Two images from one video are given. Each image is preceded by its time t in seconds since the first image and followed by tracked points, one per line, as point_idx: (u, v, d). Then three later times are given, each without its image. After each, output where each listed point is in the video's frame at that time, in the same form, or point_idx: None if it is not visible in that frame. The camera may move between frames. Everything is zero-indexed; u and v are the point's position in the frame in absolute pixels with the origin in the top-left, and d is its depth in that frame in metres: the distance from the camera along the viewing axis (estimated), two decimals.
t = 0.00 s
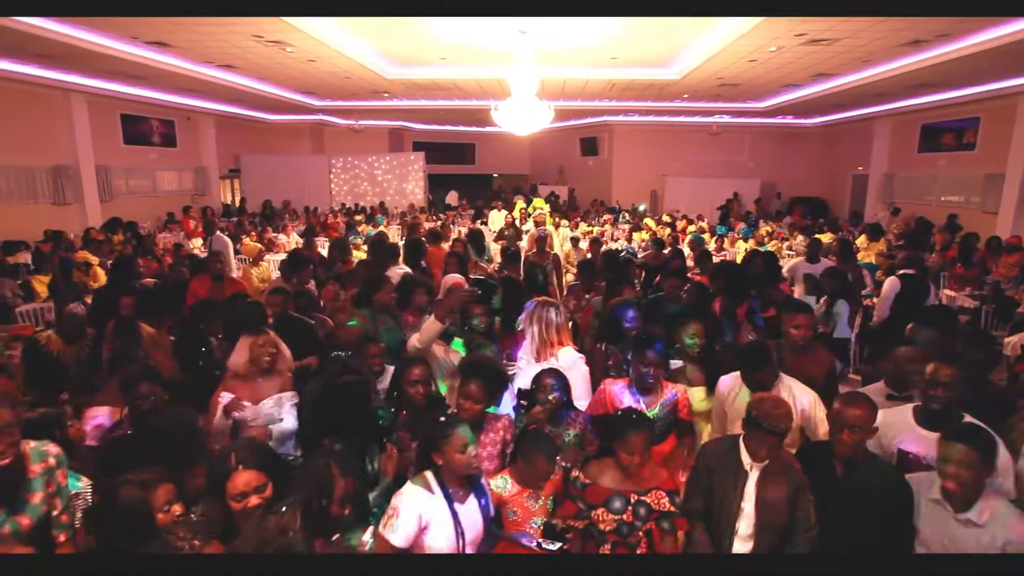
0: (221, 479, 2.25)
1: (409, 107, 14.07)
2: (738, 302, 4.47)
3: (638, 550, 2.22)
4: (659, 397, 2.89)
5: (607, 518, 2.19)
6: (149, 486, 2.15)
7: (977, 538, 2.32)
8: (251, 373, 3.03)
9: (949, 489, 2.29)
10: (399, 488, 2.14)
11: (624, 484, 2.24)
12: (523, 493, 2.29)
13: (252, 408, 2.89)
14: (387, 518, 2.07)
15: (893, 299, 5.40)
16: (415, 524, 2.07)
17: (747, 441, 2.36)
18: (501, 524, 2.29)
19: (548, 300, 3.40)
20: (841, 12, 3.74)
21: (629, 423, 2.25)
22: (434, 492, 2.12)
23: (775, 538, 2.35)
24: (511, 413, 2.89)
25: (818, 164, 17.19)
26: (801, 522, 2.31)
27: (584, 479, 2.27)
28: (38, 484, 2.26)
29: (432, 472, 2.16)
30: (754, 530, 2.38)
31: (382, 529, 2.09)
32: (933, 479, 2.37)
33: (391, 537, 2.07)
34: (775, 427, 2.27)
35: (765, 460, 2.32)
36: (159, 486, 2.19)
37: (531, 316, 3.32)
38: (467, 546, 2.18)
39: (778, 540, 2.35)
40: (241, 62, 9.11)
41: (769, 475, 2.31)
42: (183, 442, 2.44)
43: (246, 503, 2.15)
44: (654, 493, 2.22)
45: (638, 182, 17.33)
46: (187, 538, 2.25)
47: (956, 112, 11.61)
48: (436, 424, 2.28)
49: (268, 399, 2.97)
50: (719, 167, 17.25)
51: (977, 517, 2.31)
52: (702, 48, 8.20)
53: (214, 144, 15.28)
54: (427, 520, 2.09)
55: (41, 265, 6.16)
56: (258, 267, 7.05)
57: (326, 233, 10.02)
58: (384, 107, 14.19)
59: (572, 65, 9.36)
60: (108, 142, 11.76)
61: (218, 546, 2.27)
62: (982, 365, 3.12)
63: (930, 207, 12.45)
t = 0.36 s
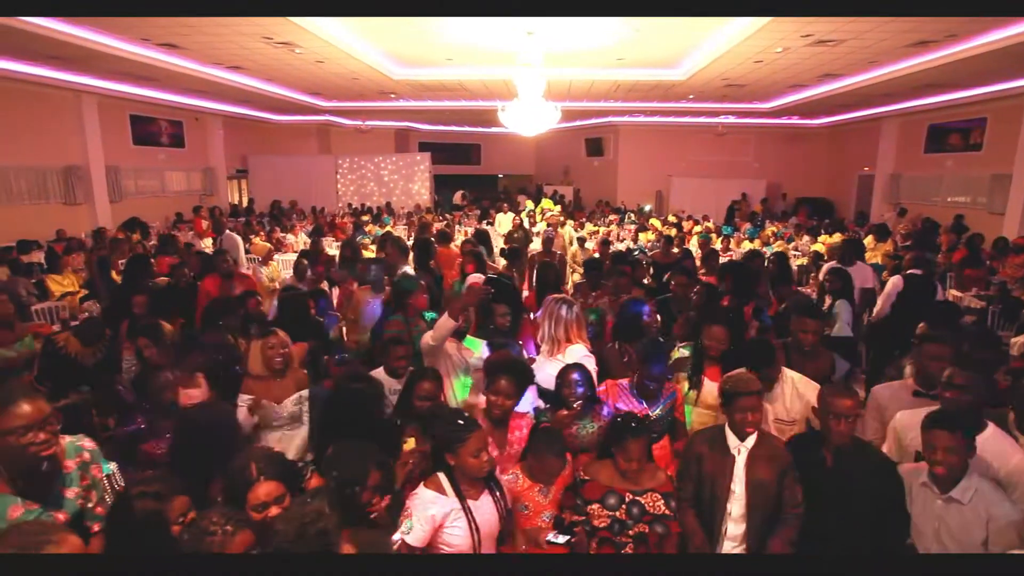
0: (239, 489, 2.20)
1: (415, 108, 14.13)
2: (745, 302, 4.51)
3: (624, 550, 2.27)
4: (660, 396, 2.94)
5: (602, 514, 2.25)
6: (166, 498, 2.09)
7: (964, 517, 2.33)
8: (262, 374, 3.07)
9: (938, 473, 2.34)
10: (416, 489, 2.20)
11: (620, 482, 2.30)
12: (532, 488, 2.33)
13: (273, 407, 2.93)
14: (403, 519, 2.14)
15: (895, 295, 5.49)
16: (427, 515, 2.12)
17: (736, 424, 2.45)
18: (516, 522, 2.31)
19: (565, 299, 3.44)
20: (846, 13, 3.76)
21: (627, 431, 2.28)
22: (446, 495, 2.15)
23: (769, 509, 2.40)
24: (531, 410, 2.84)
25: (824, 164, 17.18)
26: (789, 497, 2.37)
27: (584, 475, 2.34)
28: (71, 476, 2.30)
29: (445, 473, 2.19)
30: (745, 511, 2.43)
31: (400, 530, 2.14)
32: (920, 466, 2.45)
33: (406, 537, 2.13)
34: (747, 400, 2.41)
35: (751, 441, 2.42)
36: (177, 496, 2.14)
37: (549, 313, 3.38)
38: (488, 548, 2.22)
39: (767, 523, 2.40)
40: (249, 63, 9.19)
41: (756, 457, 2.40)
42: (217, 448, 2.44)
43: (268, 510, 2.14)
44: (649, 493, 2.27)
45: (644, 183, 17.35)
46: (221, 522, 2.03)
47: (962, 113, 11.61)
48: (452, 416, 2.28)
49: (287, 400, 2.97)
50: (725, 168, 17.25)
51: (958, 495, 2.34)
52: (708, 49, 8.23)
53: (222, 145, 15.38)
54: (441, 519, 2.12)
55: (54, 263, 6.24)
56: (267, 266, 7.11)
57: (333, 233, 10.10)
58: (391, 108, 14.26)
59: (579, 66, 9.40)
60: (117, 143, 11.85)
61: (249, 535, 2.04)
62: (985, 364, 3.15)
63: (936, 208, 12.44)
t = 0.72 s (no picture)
0: (269, 480, 2.31)
1: (427, 108, 14.20)
2: (759, 300, 4.52)
3: (666, 539, 2.26)
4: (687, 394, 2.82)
5: (631, 507, 2.25)
6: (210, 479, 2.13)
7: (1002, 507, 2.33)
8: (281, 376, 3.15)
9: (983, 465, 2.30)
10: (440, 472, 2.22)
11: (647, 475, 2.32)
12: (552, 481, 2.37)
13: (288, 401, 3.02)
14: (430, 502, 2.16)
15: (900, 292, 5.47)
16: (451, 503, 2.14)
17: (739, 413, 2.50)
18: (534, 511, 2.35)
19: (582, 295, 3.47)
20: (861, 12, 3.76)
21: (662, 437, 2.32)
22: (472, 478, 2.20)
23: (771, 510, 2.48)
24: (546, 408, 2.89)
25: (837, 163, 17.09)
26: (796, 484, 2.43)
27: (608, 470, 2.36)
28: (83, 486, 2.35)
29: (468, 459, 2.25)
30: (756, 500, 2.48)
31: (428, 514, 2.16)
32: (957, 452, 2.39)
33: (435, 521, 2.14)
34: (750, 385, 2.48)
35: (756, 429, 2.47)
36: (221, 479, 2.15)
37: (565, 307, 3.43)
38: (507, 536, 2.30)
39: (776, 507, 2.47)
40: (264, 64, 9.31)
41: (763, 445, 2.45)
42: (226, 434, 2.40)
43: (290, 498, 2.19)
44: (675, 481, 2.30)
45: (655, 182, 17.33)
46: (254, 511, 2.12)
47: (977, 111, 11.52)
48: (483, 408, 2.31)
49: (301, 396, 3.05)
50: (736, 167, 17.20)
51: (1003, 484, 2.32)
52: (720, 48, 8.24)
53: (235, 145, 15.53)
54: (468, 502, 2.18)
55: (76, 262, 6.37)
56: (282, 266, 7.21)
57: (346, 232, 10.19)
58: (402, 108, 14.33)
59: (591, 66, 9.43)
60: (134, 143, 12.02)
61: (282, 521, 2.12)
62: (1000, 361, 3.17)
63: (951, 207, 12.35)
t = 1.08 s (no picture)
0: (282, 451, 2.37)
1: (440, 108, 14.26)
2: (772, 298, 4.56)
3: (671, 530, 2.34)
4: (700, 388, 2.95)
5: (644, 494, 2.30)
6: (241, 459, 2.21)
7: None
8: (299, 364, 3.20)
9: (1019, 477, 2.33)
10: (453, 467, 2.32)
11: (663, 463, 2.35)
12: (568, 473, 2.39)
13: (305, 392, 3.12)
14: (443, 494, 2.26)
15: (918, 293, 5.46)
16: (457, 496, 2.23)
17: (765, 411, 2.53)
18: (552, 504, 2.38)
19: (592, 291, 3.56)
20: (870, 11, 3.78)
21: (678, 422, 2.35)
22: (484, 473, 2.26)
23: (791, 509, 2.48)
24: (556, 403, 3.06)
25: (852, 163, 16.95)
26: (819, 485, 2.44)
27: (625, 456, 2.37)
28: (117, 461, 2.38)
29: (483, 453, 2.32)
30: (777, 498, 2.50)
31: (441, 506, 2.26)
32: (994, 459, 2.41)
33: (446, 513, 2.23)
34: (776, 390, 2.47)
35: (782, 428, 2.49)
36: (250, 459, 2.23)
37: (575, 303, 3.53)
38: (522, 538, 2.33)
39: (797, 504, 2.47)
40: (279, 65, 9.43)
41: (789, 441, 2.47)
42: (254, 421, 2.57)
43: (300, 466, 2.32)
44: (692, 473, 2.33)
45: (667, 182, 17.30)
46: (287, 494, 1.99)
47: (995, 109, 11.38)
48: (508, 405, 2.33)
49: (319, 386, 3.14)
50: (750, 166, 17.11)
51: None
52: (733, 47, 8.24)
53: (251, 145, 15.71)
54: (477, 498, 2.24)
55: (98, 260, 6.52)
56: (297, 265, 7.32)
57: (359, 231, 10.28)
58: (416, 108, 14.41)
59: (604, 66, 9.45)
60: (152, 144, 12.21)
61: (313, 506, 2.01)
62: (1017, 359, 3.19)
63: (968, 206, 12.21)
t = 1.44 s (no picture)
0: (309, 416, 2.52)
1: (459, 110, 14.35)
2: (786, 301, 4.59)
3: (674, 529, 2.37)
4: (700, 382, 3.06)
5: (648, 492, 2.36)
6: (266, 449, 2.30)
7: None
8: (322, 360, 3.29)
9: None
10: (463, 467, 2.35)
11: (667, 463, 2.39)
12: (581, 467, 2.48)
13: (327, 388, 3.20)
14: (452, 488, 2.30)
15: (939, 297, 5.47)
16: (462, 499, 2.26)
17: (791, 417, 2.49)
18: (561, 497, 2.47)
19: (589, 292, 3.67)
20: (891, 11, 3.76)
21: (673, 405, 2.42)
22: (493, 475, 2.28)
23: (819, 512, 2.48)
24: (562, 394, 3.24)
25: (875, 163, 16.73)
26: (846, 493, 2.45)
27: (630, 456, 2.43)
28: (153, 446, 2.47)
29: (493, 453, 2.33)
30: (801, 504, 2.49)
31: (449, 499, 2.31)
32: None
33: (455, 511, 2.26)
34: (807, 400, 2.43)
35: (812, 436, 2.46)
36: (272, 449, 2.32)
37: (575, 304, 3.63)
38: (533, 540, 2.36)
39: (819, 515, 2.48)
40: (300, 68, 9.57)
41: (819, 452, 2.45)
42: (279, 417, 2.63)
43: (327, 449, 2.45)
44: (695, 474, 2.37)
45: (686, 183, 17.20)
46: (309, 478, 2.06)
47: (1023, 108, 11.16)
48: (521, 405, 2.36)
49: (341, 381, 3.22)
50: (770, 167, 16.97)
51: None
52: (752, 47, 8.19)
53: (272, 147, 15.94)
54: (488, 498, 2.26)
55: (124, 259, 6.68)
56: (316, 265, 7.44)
57: (378, 232, 10.39)
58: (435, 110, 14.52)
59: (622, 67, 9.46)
60: (177, 146, 12.45)
61: (334, 489, 2.08)
62: None
63: (995, 207, 11.98)
